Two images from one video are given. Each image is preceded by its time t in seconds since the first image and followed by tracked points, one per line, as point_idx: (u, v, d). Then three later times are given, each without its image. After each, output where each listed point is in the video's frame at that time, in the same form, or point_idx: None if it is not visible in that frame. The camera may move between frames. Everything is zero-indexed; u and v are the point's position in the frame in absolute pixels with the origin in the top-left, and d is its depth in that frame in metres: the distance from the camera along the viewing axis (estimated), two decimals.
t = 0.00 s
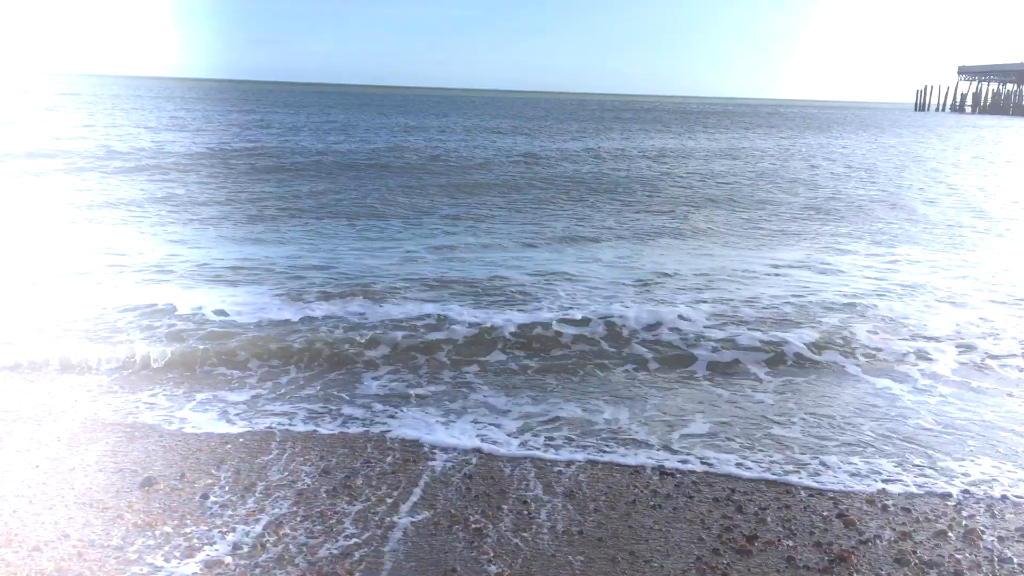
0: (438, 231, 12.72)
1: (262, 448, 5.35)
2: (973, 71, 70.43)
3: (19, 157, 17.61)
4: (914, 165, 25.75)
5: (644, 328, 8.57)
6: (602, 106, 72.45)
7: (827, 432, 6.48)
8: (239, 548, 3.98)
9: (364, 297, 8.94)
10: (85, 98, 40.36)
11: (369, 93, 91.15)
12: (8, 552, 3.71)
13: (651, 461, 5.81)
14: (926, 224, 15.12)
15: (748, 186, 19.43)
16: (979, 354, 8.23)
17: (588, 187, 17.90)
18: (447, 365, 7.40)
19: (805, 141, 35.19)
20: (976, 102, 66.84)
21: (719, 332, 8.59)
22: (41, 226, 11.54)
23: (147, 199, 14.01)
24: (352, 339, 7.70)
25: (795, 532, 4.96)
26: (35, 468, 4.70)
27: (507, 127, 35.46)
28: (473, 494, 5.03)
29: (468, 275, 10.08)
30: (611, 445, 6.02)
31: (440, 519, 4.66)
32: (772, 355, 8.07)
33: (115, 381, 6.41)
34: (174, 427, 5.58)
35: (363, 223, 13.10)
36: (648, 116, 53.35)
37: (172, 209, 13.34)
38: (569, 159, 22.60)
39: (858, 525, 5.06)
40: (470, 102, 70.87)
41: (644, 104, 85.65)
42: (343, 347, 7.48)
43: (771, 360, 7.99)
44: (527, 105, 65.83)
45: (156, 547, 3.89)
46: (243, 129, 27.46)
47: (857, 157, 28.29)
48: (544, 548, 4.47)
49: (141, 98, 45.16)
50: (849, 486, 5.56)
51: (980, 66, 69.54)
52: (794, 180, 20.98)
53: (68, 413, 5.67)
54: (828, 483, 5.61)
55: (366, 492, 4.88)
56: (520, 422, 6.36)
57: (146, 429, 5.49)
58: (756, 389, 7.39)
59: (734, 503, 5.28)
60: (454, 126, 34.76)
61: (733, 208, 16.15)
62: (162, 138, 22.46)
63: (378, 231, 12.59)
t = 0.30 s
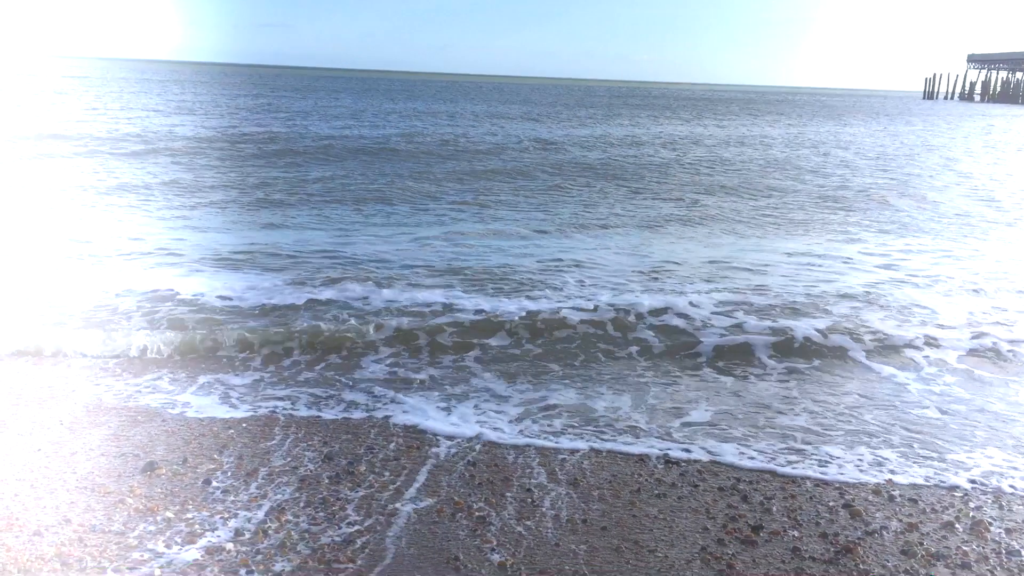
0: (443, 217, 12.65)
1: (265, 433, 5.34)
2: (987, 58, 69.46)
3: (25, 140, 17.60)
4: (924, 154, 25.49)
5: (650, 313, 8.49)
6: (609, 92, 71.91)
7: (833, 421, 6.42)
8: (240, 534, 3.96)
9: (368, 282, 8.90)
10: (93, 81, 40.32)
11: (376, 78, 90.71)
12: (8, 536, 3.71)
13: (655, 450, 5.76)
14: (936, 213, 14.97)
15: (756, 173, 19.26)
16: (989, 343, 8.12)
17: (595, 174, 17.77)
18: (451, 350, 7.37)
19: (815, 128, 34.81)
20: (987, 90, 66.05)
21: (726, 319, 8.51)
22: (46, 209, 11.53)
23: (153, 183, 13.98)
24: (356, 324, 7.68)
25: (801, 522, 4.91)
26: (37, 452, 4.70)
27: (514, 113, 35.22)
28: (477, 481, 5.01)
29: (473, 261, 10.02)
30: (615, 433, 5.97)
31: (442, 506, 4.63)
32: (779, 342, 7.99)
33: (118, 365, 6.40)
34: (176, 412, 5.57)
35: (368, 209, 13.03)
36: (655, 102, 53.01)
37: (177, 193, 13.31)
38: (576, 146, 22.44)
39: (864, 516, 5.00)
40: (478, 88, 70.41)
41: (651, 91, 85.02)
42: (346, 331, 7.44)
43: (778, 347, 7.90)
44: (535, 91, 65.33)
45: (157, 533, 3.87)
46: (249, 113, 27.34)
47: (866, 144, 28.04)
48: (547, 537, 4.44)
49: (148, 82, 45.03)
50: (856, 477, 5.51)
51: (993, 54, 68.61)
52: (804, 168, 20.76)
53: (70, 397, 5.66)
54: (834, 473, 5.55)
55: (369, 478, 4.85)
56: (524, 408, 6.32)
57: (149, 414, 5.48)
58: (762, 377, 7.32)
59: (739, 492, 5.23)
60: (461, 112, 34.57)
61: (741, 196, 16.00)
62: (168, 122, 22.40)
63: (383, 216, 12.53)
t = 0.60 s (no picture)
0: (449, 213, 12.61)
1: (269, 429, 5.32)
2: (997, 55, 68.92)
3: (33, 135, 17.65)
4: (932, 151, 25.30)
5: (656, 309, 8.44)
6: (615, 89, 71.74)
7: (840, 419, 6.36)
8: (243, 531, 3.94)
9: (374, 278, 8.88)
10: (101, 77, 40.45)
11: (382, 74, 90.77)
12: (11, 532, 3.70)
13: (661, 447, 5.72)
14: (944, 211, 14.86)
15: (763, 170, 19.17)
16: (997, 340, 8.03)
17: (602, 171, 17.71)
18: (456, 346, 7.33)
19: (822, 125, 34.61)
20: (994, 87, 65.60)
21: (733, 316, 8.45)
22: (53, 205, 11.57)
23: (159, 178, 14.01)
24: (361, 319, 7.66)
25: (807, 522, 4.86)
26: (41, 447, 4.69)
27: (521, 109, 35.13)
28: (481, 478, 4.98)
29: (479, 258, 9.99)
30: (618, 431, 5.94)
31: (447, 504, 4.61)
32: (787, 338, 7.92)
33: (123, 360, 6.40)
34: (180, 407, 5.57)
35: (374, 205, 13.01)
36: (661, 99, 52.82)
37: (184, 189, 13.32)
38: (582, 142, 22.38)
39: (871, 515, 4.95)
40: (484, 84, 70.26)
41: (657, 87, 84.78)
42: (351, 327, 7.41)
43: (786, 343, 7.83)
44: (541, 88, 65.16)
45: (160, 529, 3.86)
46: (255, 109, 27.34)
47: (874, 142, 27.87)
48: (552, 535, 4.40)
49: (154, 77, 45.10)
50: (863, 475, 5.45)
51: (1002, 52, 68.09)
52: (812, 165, 20.63)
53: (75, 392, 5.67)
54: (841, 472, 5.50)
55: (374, 475, 4.83)
56: (528, 405, 6.29)
57: (153, 409, 5.47)
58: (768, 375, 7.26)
59: (746, 491, 5.19)
60: (467, 108, 34.49)
61: (748, 193, 15.92)
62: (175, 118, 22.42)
63: (389, 212, 12.50)
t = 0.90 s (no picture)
0: (458, 214, 12.58)
1: (275, 429, 5.29)
2: (1009, 55, 68.32)
3: (44, 134, 17.75)
4: (943, 151, 25.08)
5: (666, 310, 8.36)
6: (623, 89, 71.60)
7: (853, 422, 6.27)
8: (249, 533, 3.91)
9: (383, 279, 8.85)
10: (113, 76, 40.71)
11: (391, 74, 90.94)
12: (16, 532, 3.68)
13: (670, 450, 5.66)
14: (956, 212, 14.72)
15: (772, 171, 19.06)
16: (1010, 342, 7.93)
17: (611, 171, 17.64)
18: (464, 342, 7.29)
19: (833, 126, 34.40)
20: (1005, 88, 65.05)
21: (744, 318, 8.37)
22: (63, 204, 11.62)
23: (168, 178, 14.06)
24: (368, 319, 7.64)
25: (818, 525, 4.80)
26: (47, 447, 4.69)
27: (530, 109, 35.10)
28: (489, 480, 4.94)
29: (488, 258, 9.94)
30: (625, 433, 5.88)
31: (454, 505, 4.57)
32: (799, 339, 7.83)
33: (130, 359, 6.39)
34: (188, 407, 5.56)
35: (384, 205, 12.99)
36: (670, 99, 52.68)
37: (194, 188, 13.35)
38: (592, 142, 22.31)
39: (883, 519, 4.88)
40: (493, 84, 70.25)
41: (665, 88, 84.56)
42: (359, 327, 7.39)
43: (799, 344, 7.73)
44: (550, 88, 65.09)
45: (166, 530, 3.84)
46: (265, 108, 27.42)
47: (885, 142, 27.68)
48: (561, 538, 4.35)
49: (166, 77, 45.40)
50: (876, 479, 5.38)
51: (1014, 52, 67.51)
52: (823, 166, 20.49)
53: (82, 392, 5.66)
54: (852, 475, 5.42)
55: (381, 476, 4.80)
56: (536, 406, 6.25)
57: (160, 409, 5.46)
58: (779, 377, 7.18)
59: (756, 494, 5.13)
60: (476, 108, 34.49)
61: (759, 194, 15.81)
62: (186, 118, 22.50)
63: (398, 212, 12.48)
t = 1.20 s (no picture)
0: (469, 217, 12.56)
1: (285, 432, 5.27)
2: None
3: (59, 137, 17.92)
4: (958, 155, 24.86)
5: (677, 314, 8.29)
6: (634, 92, 71.58)
7: (866, 427, 6.19)
8: (258, 537, 3.89)
9: (393, 282, 8.84)
10: (129, 79, 41.13)
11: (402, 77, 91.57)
12: (25, 535, 3.67)
13: (681, 454, 5.60)
14: (971, 216, 14.57)
15: (784, 174, 18.95)
16: None
17: (623, 175, 17.59)
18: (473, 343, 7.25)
19: (846, 130, 34.19)
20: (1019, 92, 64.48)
21: (757, 322, 8.29)
22: (77, 207, 11.70)
23: (180, 181, 14.13)
24: (378, 322, 7.62)
25: (832, 532, 4.72)
26: (57, 449, 4.68)
27: (541, 113, 35.08)
28: (499, 484, 4.89)
29: (499, 262, 9.90)
30: (635, 437, 5.82)
31: (463, 510, 4.53)
32: (812, 343, 7.74)
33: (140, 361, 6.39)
34: (197, 409, 5.55)
35: (395, 208, 12.99)
36: (681, 102, 52.58)
37: (207, 192, 13.42)
38: (603, 146, 22.26)
39: (898, 526, 4.79)
40: (504, 87, 70.30)
41: (676, 91, 84.41)
42: (368, 330, 7.36)
43: (813, 348, 7.63)
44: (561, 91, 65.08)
45: (174, 534, 3.82)
46: (277, 111, 27.56)
47: (898, 146, 27.49)
48: (571, 544, 4.30)
49: (181, 80, 45.79)
50: (891, 484, 5.29)
51: None
52: (836, 169, 20.34)
53: (93, 394, 5.67)
54: (867, 481, 5.33)
55: (390, 480, 4.76)
56: (544, 409, 6.21)
57: (169, 411, 5.45)
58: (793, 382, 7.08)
59: (768, 500, 5.05)
60: (488, 111, 34.52)
61: (772, 198, 15.71)
62: (199, 121, 22.64)
63: (409, 216, 12.48)
